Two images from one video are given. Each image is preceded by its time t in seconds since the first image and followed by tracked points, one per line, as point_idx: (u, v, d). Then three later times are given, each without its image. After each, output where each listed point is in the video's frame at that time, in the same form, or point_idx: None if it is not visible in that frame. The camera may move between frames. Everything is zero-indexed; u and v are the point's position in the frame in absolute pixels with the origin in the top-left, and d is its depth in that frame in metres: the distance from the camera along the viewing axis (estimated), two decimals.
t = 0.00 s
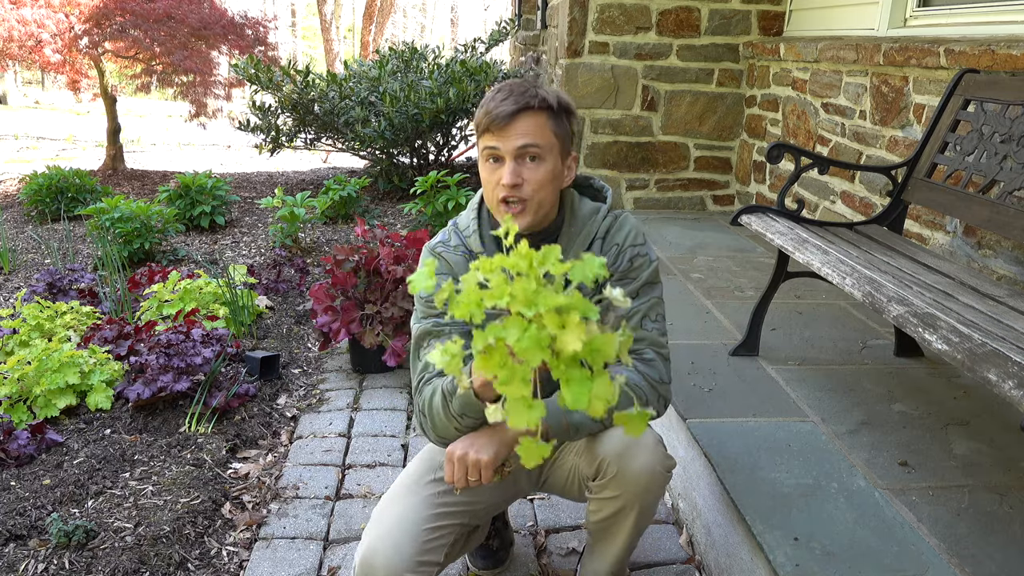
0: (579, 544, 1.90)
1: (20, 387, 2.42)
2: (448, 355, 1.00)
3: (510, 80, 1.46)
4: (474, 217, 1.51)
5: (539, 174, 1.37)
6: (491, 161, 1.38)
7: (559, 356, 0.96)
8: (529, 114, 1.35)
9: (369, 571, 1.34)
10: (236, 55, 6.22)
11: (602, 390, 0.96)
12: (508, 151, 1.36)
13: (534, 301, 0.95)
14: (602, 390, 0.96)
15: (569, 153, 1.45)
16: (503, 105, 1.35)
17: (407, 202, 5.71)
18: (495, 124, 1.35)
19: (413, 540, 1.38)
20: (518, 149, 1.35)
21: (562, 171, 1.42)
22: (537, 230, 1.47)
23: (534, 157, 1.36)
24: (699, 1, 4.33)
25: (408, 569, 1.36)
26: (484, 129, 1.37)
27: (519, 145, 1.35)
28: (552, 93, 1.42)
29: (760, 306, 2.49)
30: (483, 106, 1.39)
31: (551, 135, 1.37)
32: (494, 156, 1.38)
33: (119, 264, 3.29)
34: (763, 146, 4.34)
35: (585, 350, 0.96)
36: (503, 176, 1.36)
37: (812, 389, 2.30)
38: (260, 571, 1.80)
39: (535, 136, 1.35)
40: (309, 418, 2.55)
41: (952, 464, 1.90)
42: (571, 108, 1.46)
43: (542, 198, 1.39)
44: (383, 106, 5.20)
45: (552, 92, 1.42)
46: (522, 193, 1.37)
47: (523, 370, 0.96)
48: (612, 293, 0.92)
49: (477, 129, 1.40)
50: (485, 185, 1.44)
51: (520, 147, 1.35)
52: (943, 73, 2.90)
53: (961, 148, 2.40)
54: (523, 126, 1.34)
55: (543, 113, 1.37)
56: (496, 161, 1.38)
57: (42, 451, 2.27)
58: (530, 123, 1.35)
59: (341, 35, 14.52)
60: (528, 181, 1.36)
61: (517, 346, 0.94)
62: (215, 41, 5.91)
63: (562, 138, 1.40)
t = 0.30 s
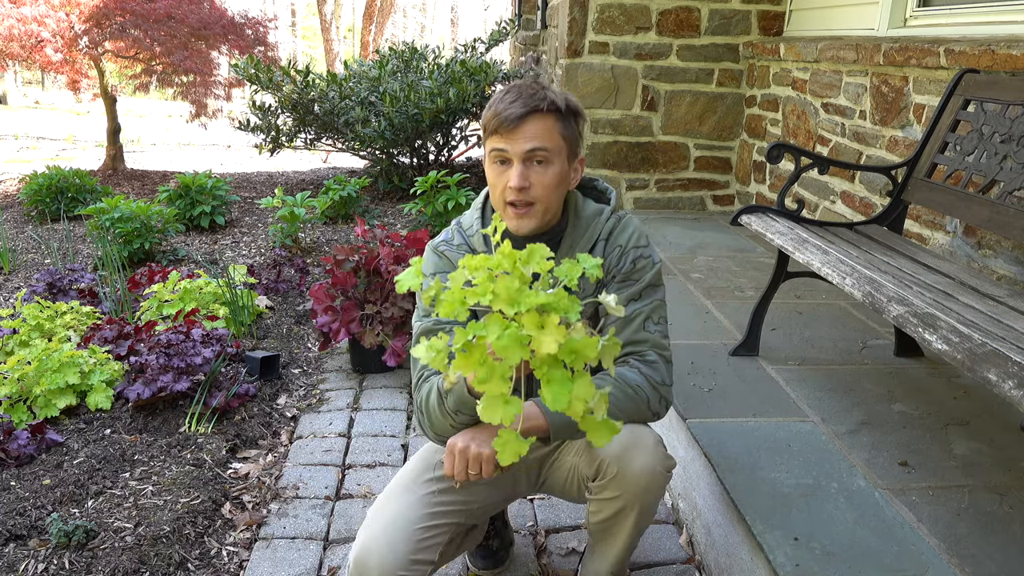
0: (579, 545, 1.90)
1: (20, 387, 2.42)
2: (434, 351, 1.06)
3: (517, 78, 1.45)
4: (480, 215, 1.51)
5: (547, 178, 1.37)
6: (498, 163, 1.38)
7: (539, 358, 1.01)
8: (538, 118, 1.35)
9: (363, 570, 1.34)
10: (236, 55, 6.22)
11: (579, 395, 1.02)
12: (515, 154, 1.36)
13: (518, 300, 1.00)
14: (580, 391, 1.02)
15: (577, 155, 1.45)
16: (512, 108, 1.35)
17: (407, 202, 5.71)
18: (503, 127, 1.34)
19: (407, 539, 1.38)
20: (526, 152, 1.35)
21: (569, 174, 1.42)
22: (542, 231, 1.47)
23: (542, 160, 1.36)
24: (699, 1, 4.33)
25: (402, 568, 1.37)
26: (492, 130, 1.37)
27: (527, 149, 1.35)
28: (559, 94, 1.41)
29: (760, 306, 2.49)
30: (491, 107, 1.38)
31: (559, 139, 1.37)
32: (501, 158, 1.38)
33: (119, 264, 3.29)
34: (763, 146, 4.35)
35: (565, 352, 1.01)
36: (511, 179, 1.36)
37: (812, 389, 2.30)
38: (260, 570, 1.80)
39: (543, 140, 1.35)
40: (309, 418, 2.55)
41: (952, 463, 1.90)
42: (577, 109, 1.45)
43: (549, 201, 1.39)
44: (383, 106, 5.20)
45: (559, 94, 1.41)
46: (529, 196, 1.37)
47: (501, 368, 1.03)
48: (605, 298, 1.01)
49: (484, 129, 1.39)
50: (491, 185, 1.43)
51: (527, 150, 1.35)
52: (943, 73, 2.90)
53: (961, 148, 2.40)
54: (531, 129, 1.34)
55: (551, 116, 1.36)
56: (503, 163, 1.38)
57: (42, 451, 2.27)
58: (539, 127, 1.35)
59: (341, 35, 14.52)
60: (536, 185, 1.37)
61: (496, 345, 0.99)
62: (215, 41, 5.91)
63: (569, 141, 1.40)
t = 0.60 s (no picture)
0: (579, 545, 1.90)
1: (20, 387, 2.42)
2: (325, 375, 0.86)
3: (485, 93, 1.41)
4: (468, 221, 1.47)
5: (511, 202, 1.34)
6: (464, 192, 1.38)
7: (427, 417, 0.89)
8: (493, 143, 1.32)
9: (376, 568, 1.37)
10: (236, 55, 6.22)
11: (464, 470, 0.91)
12: (475, 183, 1.34)
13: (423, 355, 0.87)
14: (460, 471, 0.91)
15: (551, 166, 1.40)
16: (468, 136, 1.33)
17: (407, 202, 5.71)
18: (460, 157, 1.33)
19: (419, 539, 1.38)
20: (484, 180, 1.33)
21: (540, 190, 1.38)
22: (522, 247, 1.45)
23: (503, 185, 1.33)
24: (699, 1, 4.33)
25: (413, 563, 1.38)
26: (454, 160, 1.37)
27: (485, 176, 1.32)
28: (523, 109, 1.37)
29: (760, 306, 2.49)
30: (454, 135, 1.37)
31: (519, 160, 1.33)
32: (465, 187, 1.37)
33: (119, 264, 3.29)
34: (763, 146, 4.34)
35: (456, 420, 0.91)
36: (473, 208, 1.35)
37: (812, 389, 2.30)
38: (260, 571, 1.80)
39: (500, 165, 1.32)
40: (309, 418, 2.55)
41: (951, 463, 1.90)
42: (548, 118, 1.39)
43: (518, 223, 1.37)
44: (383, 106, 5.20)
45: (524, 108, 1.37)
46: (495, 222, 1.35)
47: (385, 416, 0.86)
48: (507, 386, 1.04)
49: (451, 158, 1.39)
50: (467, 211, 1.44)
51: (485, 178, 1.32)
52: (943, 73, 2.90)
53: (961, 148, 2.40)
54: (488, 156, 1.32)
55: (510, 137, 1.33)
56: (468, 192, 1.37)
57: (41, 451, 2.27)
58: (496, 152, 1.32)
59: (341, 35, 14.53)
60: (500, 211, 1.34)
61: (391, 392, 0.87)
62: (215, 41, 5.91)
63: (535, 158, 1.36)
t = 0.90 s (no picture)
0: (579, 544, 1.90)
1: (20, 387, 2.42)
2: None
3: (450, 134, 1.39)
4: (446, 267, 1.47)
5: (482, 246, 1.34)
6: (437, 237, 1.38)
7: None
8: (459, 192, 1.31)
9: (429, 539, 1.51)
10: (236, 54, 6.22)
11: None
12: (447, 231, 1.34)
13: None
14: None
15: (522, 206, 1.37)
16: (435, 186, 1.32)
17: (407, 202, 5.71)
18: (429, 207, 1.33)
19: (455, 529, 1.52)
20: (454, 229, 1.32)
21: (511, 231, 1.36)
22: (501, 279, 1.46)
23: (472, 232, 1.32)
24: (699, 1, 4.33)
25: (458, 532, 1.50)
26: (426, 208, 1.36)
27: (455, 225, 1.32)
28: (488, 151, 1.34)
29: (760, 306, 2.49)
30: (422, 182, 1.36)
31: (486, 207, 1.32)
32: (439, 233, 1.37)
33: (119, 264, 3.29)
34: (763, 146, 4.34)
35: None
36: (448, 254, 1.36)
37: (812, 389, 2.30)
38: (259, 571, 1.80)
39: (468, 214, 1.31)
40: (309, 418, 2.55)
41: (951, 464, 1.90)
42: (515, 158, 1.37)
43: (491, 264, 1.37)
44: (383, 106, 5.20)
45: (488, 151, 1.34)
46: (470, 265, 1.36)
47: None
48: None
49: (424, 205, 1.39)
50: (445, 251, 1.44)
51: (455, 227, 1.32)
52: (943, 73, 2.90)
53: (961, 148, 2.40)
54: (455, 207, 1.31)
55: (475, 186, 1.31)
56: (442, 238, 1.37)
57: (42, 451, 2.27)
58: (461, 201, 1.31)
59: (341, 35, 14.54)
60: (473, 256, 1.34)
61: None
62: (215, 41, 5.91)
63: (503, 201, 1.34)
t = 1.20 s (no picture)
0: (579, 544, 1.90)
1: (20, 387, 2.42)
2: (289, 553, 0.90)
3: (417, 138, 1.39)
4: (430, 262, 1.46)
5: (448, 248, 1.34)
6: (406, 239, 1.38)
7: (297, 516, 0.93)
8: (423, 197, 1.31)
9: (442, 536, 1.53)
10: (236, 54, 6.22)
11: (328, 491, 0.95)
12: (414, 235, 1.34)
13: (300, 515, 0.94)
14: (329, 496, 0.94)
15: (488, 206, 1.36)
16: (399, 193, 1.32)
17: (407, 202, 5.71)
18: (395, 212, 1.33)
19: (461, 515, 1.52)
20: (421, 233, 1.33)
21: (477, 232, 1.36)
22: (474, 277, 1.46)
23: (438, 234, 1.32)
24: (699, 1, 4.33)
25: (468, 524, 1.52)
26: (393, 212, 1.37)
27: (421, 229, 1.32)
28: (453, 155, 1.34)
29: (761, 306, 2.49)
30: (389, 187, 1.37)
31: (449, 210, 1.32)
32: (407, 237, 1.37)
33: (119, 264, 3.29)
34: (763, 146, 4.34)
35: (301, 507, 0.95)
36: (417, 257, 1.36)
37: (812, 389, 2.30)
38: (260, 571, 1.80)
39: (433, 218, 1.31)
40: (309, 418, 2.54)
41: (951, 463, 1.90)
42: (478, 160, 1.35)
43: (460, 264, 1.37)
44: (383, 106, 5.20)
45: (451, 155, 1.33)
46: (438, 266, 1.37)
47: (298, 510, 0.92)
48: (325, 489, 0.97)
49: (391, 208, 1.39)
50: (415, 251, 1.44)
51: (421, 232, 1.33)
52: (943, 73, 2.90)
53: (961, 148, 2.40)
54: (419, 212, 1.31)
55: (436, 190, 1.31)
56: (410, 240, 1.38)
57: (41, 451, 2.27)
58: (425, 205, 1.31)
59: (341, 34, 14.54)
60: (440, 258, 1.35)
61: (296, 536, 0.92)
62: (215, 41, 5.91)
63: (467, 203, 1.33)
